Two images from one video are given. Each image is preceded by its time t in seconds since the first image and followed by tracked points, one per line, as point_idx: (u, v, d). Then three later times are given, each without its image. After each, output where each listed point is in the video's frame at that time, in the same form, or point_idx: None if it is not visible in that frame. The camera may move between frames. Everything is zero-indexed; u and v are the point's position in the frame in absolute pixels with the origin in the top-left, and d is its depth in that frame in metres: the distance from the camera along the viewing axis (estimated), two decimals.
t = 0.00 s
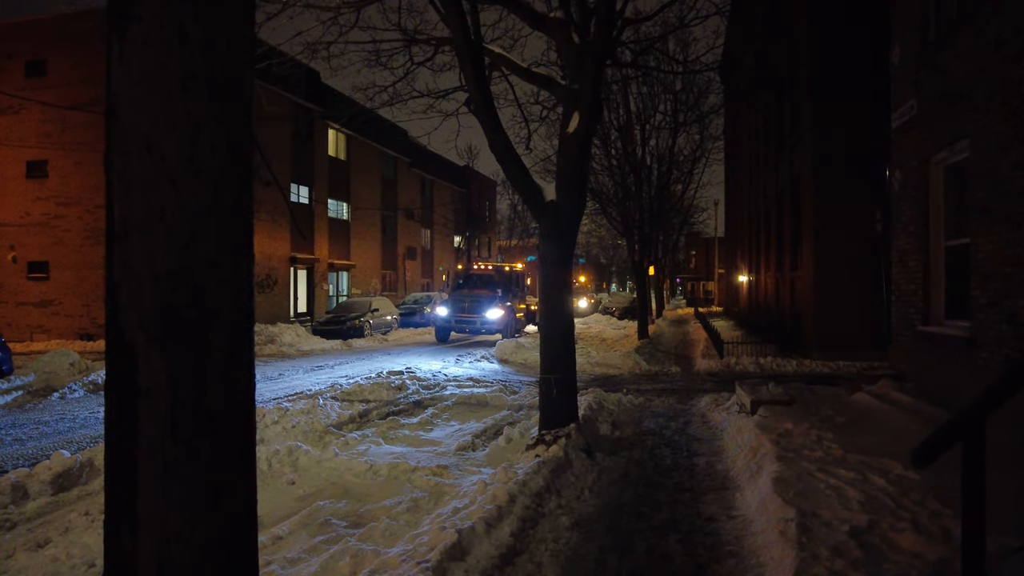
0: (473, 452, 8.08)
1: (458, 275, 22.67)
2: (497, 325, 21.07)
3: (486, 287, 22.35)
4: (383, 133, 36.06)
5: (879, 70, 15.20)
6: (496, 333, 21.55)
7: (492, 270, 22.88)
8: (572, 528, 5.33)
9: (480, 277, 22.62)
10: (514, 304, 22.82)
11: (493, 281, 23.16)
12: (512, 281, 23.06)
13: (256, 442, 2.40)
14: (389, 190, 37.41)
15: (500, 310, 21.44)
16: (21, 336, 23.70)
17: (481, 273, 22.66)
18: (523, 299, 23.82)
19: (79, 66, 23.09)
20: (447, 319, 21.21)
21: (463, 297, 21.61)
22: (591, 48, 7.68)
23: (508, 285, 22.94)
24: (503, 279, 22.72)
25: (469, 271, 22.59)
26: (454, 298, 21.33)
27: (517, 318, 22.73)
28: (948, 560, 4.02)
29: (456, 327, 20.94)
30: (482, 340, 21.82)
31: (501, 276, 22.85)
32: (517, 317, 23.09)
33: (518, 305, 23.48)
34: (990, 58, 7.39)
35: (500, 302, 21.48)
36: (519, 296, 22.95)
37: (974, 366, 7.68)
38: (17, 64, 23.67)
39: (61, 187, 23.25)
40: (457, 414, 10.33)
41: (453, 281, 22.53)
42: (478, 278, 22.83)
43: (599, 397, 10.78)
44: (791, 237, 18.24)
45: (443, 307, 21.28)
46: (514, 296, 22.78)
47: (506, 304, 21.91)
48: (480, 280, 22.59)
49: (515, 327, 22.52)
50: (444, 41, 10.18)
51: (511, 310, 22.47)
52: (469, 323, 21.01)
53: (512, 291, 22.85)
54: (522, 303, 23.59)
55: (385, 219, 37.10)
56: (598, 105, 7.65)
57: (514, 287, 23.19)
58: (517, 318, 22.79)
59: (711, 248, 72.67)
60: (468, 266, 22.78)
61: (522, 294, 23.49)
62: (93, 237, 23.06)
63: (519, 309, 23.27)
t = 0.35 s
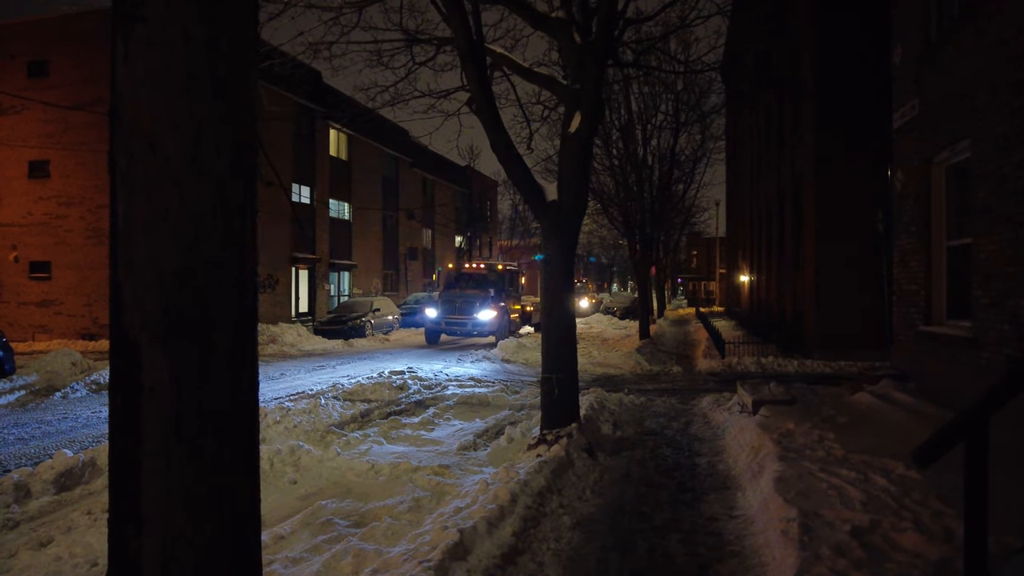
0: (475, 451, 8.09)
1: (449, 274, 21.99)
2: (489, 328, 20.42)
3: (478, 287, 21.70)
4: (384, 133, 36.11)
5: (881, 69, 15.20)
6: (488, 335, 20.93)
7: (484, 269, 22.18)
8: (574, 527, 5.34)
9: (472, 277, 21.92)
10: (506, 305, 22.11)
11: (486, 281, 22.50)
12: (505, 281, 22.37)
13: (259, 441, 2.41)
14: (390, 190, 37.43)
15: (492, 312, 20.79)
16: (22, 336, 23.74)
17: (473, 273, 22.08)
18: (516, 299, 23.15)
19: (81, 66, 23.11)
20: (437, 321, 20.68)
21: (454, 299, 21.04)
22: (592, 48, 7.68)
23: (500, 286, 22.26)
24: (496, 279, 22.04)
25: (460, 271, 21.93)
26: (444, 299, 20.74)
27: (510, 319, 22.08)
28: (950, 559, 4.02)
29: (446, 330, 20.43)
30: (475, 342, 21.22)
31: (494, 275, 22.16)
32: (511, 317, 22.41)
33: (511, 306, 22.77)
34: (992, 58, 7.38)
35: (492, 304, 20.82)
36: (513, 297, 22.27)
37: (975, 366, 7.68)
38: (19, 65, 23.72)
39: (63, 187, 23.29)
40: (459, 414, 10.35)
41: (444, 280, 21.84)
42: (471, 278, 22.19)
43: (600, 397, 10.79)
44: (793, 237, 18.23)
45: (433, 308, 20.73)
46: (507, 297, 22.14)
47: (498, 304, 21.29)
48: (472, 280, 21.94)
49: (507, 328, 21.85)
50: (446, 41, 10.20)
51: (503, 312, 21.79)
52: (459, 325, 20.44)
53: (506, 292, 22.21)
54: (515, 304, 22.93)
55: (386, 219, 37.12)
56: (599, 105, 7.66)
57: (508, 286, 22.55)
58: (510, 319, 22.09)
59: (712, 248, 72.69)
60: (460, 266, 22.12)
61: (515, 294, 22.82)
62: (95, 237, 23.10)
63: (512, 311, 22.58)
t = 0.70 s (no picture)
0: (476, 451, 8.09)
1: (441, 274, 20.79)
2: (483, 330, 19.07)
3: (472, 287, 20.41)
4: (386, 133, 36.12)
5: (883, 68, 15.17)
6: (482, 338, 19.59)
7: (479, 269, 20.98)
8: (575, 527, 5.33)
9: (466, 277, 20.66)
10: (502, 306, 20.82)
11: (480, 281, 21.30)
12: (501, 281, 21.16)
13: (260, 441, 2.41)
14: (391, 189, 37.44)
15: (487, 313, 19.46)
16: (25, 335, 23.77)
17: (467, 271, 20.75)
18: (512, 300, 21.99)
19: (82, 66, 23.12)
20: (428, 322, 19.41)
21: (446, 299, 19.72)
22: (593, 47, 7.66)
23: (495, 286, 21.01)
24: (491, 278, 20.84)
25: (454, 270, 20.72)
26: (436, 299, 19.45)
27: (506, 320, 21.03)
28: (953, 559, 4.01)
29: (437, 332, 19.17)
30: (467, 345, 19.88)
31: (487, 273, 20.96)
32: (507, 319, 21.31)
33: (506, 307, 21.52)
34: (995, 56, 7.37)
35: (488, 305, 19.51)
36: (509, 297, 21.07)
37: (978, 365, 7.66)
38: (21, 65, 23.74)
39: (65, 187, 23.31)
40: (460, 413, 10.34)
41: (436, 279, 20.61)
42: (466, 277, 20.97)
43: (601, 397, 10.77)
44: (794, 236, 18.23)
45: (423, 308, 19.48)
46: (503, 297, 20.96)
47: (494, 305, 19.94)
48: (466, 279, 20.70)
49: (504, 331, 20.54)
50: (448, 41, 10.19)
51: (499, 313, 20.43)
52: (452, 327, 19.14)
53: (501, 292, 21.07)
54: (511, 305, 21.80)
55: (387, 218, 37.14)
56: (601, 105, 7.64)
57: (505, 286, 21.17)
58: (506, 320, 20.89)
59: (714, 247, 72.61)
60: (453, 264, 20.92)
61: (510, 295, 21.65)
62: (97, 237, 23.12)
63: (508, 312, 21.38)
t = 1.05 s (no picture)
0: (476, 450, 8.09)
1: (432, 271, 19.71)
2: (476, 332, 18.20)
3: (465, 285, 19.40)
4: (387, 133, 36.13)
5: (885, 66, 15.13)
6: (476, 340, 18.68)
7: (472, 266, 19.87)
8: (574, 526, 5.33)
9: (458, 275, 19.63)
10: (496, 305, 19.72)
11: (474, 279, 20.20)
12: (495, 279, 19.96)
13: (257, 441, 2.41)
14: (392, 189, 37.46)
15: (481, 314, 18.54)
16: (26, 335, 23.79)
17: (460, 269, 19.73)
18: (507, 300, 20.83)
19: (84, 67, 23.15)
20: (417, 323, 18.55)
21: (437, 298, 18.74)
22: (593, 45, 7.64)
23: (490, 284, 19.94)
24: (485, 276, 19.74)
25: (446, 268, 19.67)
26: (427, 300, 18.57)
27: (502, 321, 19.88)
28: (952, 559, 4.00)
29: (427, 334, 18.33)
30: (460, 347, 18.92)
31: (481, 271, 19.84)
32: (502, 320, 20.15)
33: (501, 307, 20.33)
34: (996, 56, 7.35)
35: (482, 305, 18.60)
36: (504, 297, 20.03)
37: (979, 364, 7.64)
38: (23, 65, 23.77)
39: (66, 187, 23.34)
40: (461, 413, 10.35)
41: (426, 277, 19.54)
42: (458, 275, 19.91)
43: (602, 396, 10.75)
44: (795, 236, 18.21)
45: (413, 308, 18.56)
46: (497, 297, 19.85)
47: (487, 305, 18.95)
48: (459, 277, 19.67)
49: (498, 332, 19.54)
50: (448, 40, 10.19)
51: (493, 314, 19.41)
52: (442, 329, 18.25)
53: (496, 291, 19.94)
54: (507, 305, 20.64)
55: (388, 218, 37.16)
56: (601, 105, 7.63)
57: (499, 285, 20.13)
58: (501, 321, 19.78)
59: (715, 247, 72.63)
60: (445, 261, 19.82)
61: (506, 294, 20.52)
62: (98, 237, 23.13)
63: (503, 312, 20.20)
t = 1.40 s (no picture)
0: (475, 449, 8.11)
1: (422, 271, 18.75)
2: (468, 335, 17.40)
3: (457, 285, 18.61)
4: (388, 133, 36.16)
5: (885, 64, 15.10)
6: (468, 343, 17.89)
7: (464, 266, 18.93)
8: (572, 524, 5.34)
9: (450, 275, 18.77)
10: (490, 307, 18.89)
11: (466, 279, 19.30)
12: (489, 279, 19.04)
13: (248, 438, 2.42)
14: (394, 189, 37.51)
15: (474, 316, 17.81)
16: (28, 336, 23.84)
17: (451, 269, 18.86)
18: (501, 300, 19.89)
19: (85, 67, 23.20)
20: (406, 325, 17.79)
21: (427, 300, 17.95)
22: (591, 45, 7.64)
23: (482, 284, 19.07)
24: (478, 277, 18.82)
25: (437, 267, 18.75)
26: (416, 301, 17.82)
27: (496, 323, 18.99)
28: (948, 557, 4.00)
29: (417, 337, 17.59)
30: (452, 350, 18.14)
31: (474, 270, 18.93)
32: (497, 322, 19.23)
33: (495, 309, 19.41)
34: (995, 54, 7.34)
35: (475, 307, 17.89)
36: (498, 297, 19.17)
37: (978, 363, 7.64)
38: (25, 65, 23.82)
39: (68, 187, 23.39)
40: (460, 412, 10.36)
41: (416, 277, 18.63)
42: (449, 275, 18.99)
43: (602, 395, 10.77)
44: (796, 235, 18.22)
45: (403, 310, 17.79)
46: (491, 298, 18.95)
47: (481, 307, 18.15)
48: (451, 278, 18.81)
49: (492, 335, 18.75)
50: (448, 40, 10.21)
51: (487, 315, 18.64)
52: (433, 331, 17.49)
53: (490, 292, 19.05)
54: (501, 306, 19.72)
55: (389, 218, 37.20)
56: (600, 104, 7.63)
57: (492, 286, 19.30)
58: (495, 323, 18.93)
59: (716, 248, 72.72)
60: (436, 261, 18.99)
61: (500, 295, 19.63)
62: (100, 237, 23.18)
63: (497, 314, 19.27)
